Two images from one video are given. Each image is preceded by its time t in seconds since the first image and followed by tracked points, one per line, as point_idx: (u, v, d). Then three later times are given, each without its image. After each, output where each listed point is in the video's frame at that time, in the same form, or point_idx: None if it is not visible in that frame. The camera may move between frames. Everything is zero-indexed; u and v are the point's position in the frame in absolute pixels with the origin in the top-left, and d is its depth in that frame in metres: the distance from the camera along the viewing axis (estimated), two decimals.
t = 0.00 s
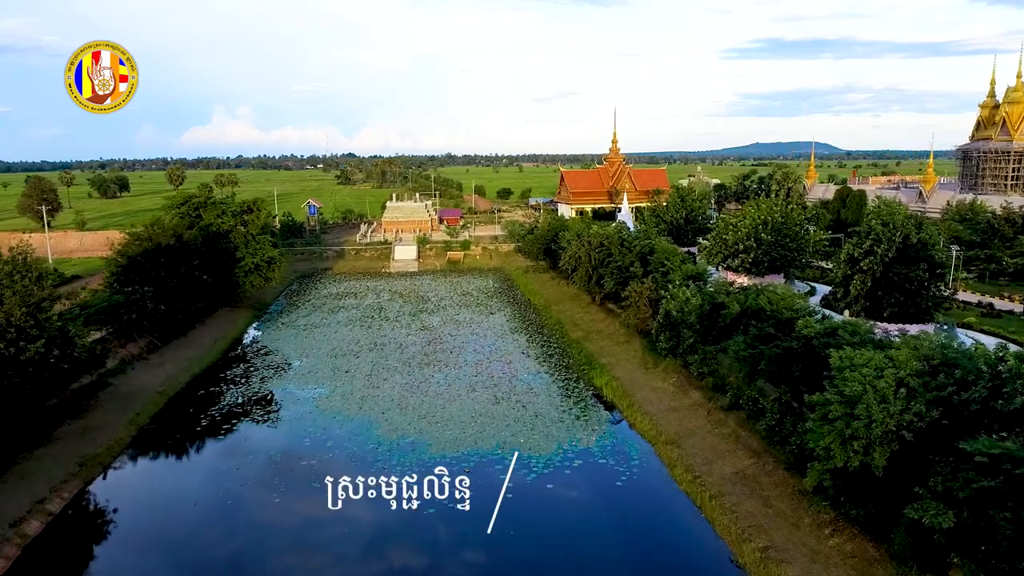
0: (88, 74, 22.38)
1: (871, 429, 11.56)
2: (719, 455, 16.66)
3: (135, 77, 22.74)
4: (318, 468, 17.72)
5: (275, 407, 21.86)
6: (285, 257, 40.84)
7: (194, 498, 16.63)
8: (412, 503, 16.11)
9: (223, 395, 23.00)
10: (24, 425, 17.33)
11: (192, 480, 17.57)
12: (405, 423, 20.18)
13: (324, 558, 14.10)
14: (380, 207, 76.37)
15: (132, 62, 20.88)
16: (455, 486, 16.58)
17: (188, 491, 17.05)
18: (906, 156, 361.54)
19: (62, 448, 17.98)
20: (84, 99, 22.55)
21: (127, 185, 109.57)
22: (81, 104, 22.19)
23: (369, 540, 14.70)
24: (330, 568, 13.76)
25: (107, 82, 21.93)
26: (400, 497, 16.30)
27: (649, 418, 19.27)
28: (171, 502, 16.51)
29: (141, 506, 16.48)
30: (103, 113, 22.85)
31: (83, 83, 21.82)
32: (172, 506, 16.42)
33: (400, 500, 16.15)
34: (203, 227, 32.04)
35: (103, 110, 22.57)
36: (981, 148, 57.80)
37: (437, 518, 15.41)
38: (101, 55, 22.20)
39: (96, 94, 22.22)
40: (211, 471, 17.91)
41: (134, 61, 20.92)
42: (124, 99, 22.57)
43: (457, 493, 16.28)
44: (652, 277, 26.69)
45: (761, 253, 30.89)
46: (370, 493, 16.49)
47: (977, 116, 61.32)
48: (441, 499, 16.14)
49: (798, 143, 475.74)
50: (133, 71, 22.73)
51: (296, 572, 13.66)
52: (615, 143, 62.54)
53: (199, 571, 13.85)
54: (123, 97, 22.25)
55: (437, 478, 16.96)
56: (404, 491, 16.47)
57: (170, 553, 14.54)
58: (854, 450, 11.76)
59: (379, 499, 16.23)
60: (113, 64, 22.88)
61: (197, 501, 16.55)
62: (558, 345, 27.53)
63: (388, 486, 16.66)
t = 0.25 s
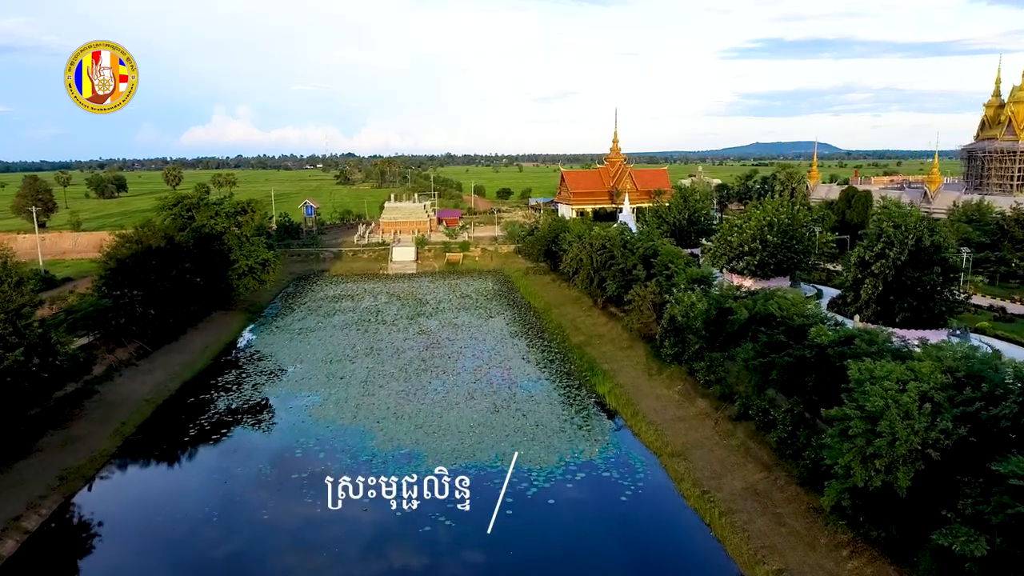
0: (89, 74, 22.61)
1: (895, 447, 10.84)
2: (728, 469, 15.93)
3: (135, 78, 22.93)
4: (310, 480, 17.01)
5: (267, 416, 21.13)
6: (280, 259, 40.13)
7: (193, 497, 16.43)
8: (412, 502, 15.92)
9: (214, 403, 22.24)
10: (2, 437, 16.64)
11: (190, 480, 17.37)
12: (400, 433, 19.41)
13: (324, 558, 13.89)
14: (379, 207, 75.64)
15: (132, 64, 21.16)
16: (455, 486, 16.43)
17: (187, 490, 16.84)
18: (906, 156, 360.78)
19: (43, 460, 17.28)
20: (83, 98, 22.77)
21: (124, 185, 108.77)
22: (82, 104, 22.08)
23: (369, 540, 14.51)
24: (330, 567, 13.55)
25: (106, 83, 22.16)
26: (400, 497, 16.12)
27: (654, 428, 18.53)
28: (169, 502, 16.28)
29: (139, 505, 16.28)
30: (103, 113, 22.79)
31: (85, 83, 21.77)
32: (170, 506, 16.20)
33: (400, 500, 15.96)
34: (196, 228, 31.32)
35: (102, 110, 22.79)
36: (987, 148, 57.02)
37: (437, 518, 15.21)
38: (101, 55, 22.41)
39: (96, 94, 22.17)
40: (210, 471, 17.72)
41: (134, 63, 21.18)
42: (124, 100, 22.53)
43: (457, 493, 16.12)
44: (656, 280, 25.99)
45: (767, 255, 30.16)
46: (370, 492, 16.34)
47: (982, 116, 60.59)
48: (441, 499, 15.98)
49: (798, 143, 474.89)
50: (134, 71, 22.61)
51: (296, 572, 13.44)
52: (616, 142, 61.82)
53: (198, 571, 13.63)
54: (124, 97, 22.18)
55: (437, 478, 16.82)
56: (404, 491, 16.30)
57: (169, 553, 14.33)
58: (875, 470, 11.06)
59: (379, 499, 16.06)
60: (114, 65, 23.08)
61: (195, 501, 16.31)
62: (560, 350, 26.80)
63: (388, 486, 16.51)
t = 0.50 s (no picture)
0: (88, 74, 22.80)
1: (919, 464, 10.21)
2: (736, 482, 15.33)
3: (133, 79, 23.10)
4: (303, 490, 16.41)
5: (260, 423, 20.50)
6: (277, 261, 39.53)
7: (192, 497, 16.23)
8: (412, 502, 15.81)
9: (206, 410, 21.59)
10: None
11: (189, 480, 17.18)
12: (396, 442, 18.73)
13: (324, 558, 13.78)
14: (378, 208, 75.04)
15: (131, 66, 21.47)
16: (455, 487, 16.30)
17: (186, 490, 16.64)
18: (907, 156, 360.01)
19: (25, 471, 16.68)
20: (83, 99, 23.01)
21: (122, 185, 108.13)
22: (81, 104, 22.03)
23: (369, 539, 14.39)
24: (330, 567, 13.46)
25: (105, 84, 22.43)
26: (400, 497, 16.00)
27: (659, 438, 17.90)
28: (168, 502, 16.11)
29: (139, 505, 16.11)
30: (103, 113, 22.72)
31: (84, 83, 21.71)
32: (170, 505, 16.01)
33: (400, 500, 15.84)
34: (189, 230, 30.71)
35: (101, 110, 23.09)
36: (992, 148, 56.27)
37: (436, 518, 15.09)
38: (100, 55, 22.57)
39: (96, 94, 22.08)
40: (210, 471, 17.55)
41: (134, 66, 21.47)
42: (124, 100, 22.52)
43: (457, 494, 15.98)
44: (660, 283, 25.37)
45: (772, 257, 29.51)
46: (370, 493, 16.22)
47: (987, 115, 59.85)
48: (441, 499, 15.85)
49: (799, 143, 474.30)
50: (135, 72, 22.54)
51: (297, 572, 13.33)
52: (617, 142, 61.20)
53: (198, 571, 13.51)
54: (124, 97, 22.15)
55: (436, 478, 16.69)
56: (404, 491, 16.18)
57: (169, 552, 14.17)
58: (896, 489, 10.45)
59: (379, 499, 15.94)
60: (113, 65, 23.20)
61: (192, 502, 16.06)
62: (561, 355, 26.16)
63: (388, 487, 16.39)
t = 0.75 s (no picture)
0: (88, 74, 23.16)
1: (947, 484, 9.58)
2: (745, 496, 14.70)
3: (133, 79, 23.35)
4: (296, 501, 15.81)
5: (252, 432, 19.85)
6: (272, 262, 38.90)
7: (192, 497, 16.07)
8: (412, 503, 15.68)
9: (197, 417, 20.93)
10: None
11: (187, 482, 16.98)
12: (392, 452, 18.06)
13: (324, 558, 13.60)
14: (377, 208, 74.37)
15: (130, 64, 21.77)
16: (455, 487, 16.26)
17: (187, 491, 16.48)
18: (907, 156, 359.42)
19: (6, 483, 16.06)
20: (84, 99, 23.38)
21: (119, 184, 107.40)
22: (83, 105, 22.36)
23: (369, 539, 14.24)
24: (330, 567, 13.26)
25: (105, 84, 22.73)
26: (400, 497, 15.86)
27: (664, 448, 17.28)
28: (168, 503, 15.91)
29: (137, 506, 15.95)
30: (103, 113, 22.99)
31: (85, 84, 21.93)
32: (170, 504, 15.91)
33: (400, 500, 15.70)
34: (182, 231, 30.07)
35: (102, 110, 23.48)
36: (997, 148, 55.59)
37: (437, 518, 14.97)
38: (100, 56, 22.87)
39: (96, 94, 22.32)
40: (199, 482, 16.98)
41: (134, 66, 21.75)
42: (123, 101, 22.77)
43: (457, 493, 15.92)
44: (663, 286, 24.73)
45: (777, 259, 28.89)
46: (370, 493, 16.11)
47: (991, 115, 59.18)
48: (441, 499, 15.74)
49: (799, 143, 473.85)
50: (134, 72, 22.72)
51: (296, 572, 13.14)
52: (617, 141, 60.55)
53: (198, 571, 13.29)
54: (124, 98, 22.37)
55: (437, 478, 16.69)
56: (404, 491, 16.07)
57: (168, 553, 13.95)
58: (919, 510, 9.83)
59: (379, 499, 15.78)
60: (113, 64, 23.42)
61: (191, 504, 15.81)
62: (562, 360, 25.51)
63: (388, 487, 16.27)
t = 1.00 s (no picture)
0: (88, 74, 23.37)
1: (980, 511, 8.89)
2: (757, 513, 14.00)
3: (134, 79, 23.56)
4: (285, 517, 15.14)
5: (241, 442, 19.12)
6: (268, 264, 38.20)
7: (178, 514, 15.64)
8: (412, 502, 15.59)
9: (185, 426, 20.24)
10: None
11: (186, 485, 17.01)
12: (388, 464, 17.38)
13: (322, 557, 13.61)
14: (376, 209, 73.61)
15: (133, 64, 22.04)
16: (455, 487, 16.15)
17: (185, 493, 16.62)
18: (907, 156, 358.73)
19: None
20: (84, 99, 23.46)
21: (117, 184, 106.73)
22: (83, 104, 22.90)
23: (368, 538, 14.21)
24: (328, 567, 13.26)
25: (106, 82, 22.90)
26: (400, 497, 15.80)
27: (670, 461, 16.58)
28: (168, 506, 16.05)
29: (137, 510, 16.04)
30: (103, 113, 23.66)
31: (83, 83, 22.64)
32: (169, 507, 16.03)
33: (400, 500, 15.62)
34: (174, 233, 29.38)
35: (102, 109, 23.60)
36: (1003, 148, 54.81)
37: (437, 516, 14.94)
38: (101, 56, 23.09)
39: (96, 94, 22.86)
40: (187, 497, 16.38)
41: (136, 66, 22.00)
42: (122, 99, 23.52)
43: (458, 494, 15.81)
44: (667, 291, 24.04)
45: (784, 262, 28.18)
46: (370, 493, 16.05)
47: (997, 114, 58.40)
48: (441, 498, 15.66)
49: (799, 143, 473.34)
50: (133, 71, 23.38)
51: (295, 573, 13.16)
52: (619, 141, 59.83)
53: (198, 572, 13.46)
54: (125, 96, 23.15)
55: (437, 478, 16.55)
56: (405, 491, 16.00)
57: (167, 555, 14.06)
58: (950, 537, 9.13)
59: (379, 499, 15.75)
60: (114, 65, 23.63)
61: (174, 521, 15.36)
62: (564, 366, 24.78)
63: (388, 487, 16.23)
